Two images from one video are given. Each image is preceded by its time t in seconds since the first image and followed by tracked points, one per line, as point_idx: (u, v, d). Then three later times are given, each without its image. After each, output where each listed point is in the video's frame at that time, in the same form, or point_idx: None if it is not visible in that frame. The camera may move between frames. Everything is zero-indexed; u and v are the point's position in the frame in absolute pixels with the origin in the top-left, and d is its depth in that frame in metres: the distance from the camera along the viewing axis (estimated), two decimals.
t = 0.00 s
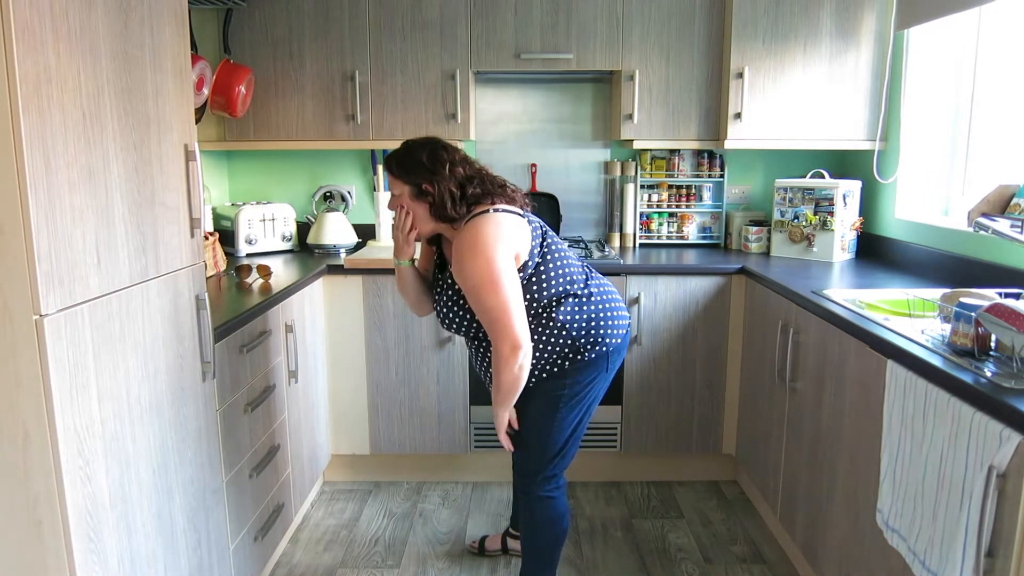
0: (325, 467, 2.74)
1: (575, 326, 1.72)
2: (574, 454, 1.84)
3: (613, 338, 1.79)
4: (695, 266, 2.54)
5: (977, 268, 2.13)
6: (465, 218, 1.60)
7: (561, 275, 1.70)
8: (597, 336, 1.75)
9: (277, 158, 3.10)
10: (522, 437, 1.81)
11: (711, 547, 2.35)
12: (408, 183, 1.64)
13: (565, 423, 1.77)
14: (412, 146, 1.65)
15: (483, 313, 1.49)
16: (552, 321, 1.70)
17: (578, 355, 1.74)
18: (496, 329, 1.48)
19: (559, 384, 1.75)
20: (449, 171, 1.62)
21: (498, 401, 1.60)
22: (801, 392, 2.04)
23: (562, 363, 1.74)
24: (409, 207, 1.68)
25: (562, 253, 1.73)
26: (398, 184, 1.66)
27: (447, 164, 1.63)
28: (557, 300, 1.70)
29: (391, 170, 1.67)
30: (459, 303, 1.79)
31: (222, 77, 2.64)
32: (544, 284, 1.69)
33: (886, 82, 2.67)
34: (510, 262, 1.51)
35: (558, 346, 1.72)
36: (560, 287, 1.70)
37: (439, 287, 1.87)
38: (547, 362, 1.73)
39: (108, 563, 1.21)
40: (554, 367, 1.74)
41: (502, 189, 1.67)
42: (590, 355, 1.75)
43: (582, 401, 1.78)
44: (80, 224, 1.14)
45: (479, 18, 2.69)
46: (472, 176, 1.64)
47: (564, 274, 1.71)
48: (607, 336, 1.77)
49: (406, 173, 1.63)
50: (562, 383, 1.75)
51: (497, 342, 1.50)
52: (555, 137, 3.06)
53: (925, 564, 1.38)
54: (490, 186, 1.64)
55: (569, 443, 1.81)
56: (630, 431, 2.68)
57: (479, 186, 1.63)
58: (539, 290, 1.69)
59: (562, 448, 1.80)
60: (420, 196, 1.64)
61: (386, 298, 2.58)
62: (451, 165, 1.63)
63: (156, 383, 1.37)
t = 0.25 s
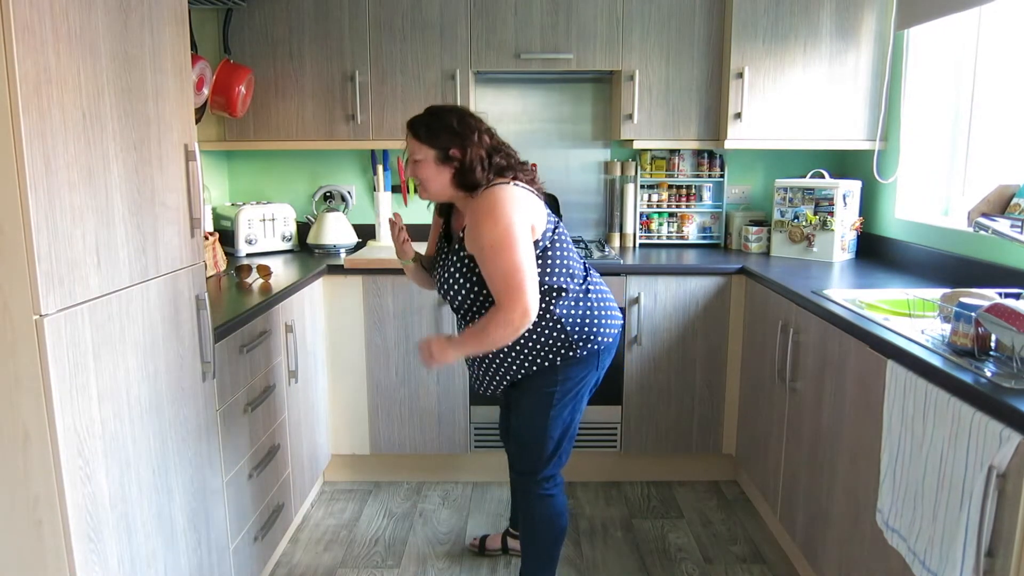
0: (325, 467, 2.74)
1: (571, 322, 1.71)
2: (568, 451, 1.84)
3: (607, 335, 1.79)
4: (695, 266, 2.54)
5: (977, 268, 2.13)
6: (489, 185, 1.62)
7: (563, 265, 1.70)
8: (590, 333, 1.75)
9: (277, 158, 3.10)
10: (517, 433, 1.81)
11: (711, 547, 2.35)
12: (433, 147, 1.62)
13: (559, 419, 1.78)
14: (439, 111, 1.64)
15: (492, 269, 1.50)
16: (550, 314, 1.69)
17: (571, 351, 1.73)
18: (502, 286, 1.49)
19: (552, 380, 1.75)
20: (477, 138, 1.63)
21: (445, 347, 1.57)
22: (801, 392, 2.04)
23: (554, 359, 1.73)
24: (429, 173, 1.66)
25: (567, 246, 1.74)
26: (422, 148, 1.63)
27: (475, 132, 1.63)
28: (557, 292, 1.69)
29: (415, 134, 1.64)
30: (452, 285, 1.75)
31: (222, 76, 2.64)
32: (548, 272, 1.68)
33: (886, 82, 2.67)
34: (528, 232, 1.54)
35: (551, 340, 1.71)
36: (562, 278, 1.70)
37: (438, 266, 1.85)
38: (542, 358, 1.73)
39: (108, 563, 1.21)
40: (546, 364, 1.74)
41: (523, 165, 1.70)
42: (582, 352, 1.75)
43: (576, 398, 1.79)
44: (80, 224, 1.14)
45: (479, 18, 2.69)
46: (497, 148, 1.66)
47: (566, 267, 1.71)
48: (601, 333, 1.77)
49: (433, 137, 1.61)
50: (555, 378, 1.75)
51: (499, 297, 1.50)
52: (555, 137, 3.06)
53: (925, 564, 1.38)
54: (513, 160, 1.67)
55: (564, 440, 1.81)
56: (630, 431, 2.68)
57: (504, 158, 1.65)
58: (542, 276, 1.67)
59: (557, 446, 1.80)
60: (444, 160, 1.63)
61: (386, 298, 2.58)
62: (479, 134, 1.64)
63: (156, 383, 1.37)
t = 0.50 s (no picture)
0: (325, 467, 2.74)
1: (569, 314, 1.76)
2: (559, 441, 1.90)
3: (597, 328, 1.85)
4: (695, 266, 2.54)
5: (977, 268, 2.13)
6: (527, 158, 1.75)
7: (566, 255, 1.74)
8: (585, 326, 1.80)
9: (277, 158, 3.10)
10: (512, 426, 1.84)
11: (711, 547, 2.35)
12: (467, 129, 1.68)
13: (554, 411, 1.82)
14: (464, 95, 1.69)
15: (504, 214, 1.58)
16: (549, 305, 1.73)
17: (566, 344, 1.77)
18: (510, 233, 1.56)
19: (547, 373, 1.78)
20: (506, 119, 1.73)
21: (454, 222, 1.61)
22: (801, 392, 2.04)
23: (549, 352, 1.76)
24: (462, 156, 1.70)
25: (571, 237, 1.79)
26: (455, 132, 1.67)
27: (498, 115, 1.72)
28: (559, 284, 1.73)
29: (447, 118, 1.66)
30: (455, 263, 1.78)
31: (222, 77, 2.64)
32: (554, 260, 1.72)
33: (886, 82, 2.67)
34: (548, 213, 1.62)
35: (546, 333, 1.75)
36: (564, 268, 1.74)
37: (437, 244, 1.89)
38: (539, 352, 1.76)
39: (108, 563, 1.21)
40: (543, 357, 1.77)
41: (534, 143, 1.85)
42: (576, 345, 1.79)
43: (569, 390, 1.84)
44: (79, 224, 1.14)
45: (479, 18, 2.69)
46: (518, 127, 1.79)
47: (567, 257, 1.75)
48: (593, 326, 1.83)
49: (467, 120, 1.67)
50: (549, 371, 1.78)
51: (503, 240, 1.57)
52: (555, 137, 3.06)
53: (925, 564, 1.38)
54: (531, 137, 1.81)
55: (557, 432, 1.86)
56: (630, 431, 2.68)
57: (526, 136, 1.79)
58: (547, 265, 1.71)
59: (552, 437, 1.84)
60: (478, 141, 1.70)
61: (386, 298, 2.58)
62: (501, 117, 1.73)
63: (156, 382, 1.37)
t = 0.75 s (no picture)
0: (325, 467, 2.74)
1: (573, 308, 1.79)
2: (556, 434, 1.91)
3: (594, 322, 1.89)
4: (695, 266, 2.54)
5: (977, 268, 2.13)
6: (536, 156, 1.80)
7: (572, 251, 1.79)
8: (586, 319, 1.83)
9: (277, 157, 3.10)
10: (511, 419, 1.84)
11: (711, 547, 2.35)
12: (478, 129, 1.73)
13: (555, 404, 1.83)
14: (474, 97, 1.74)
15: (522, 200, 1.65)
16: (555, 298, 1.76)
17: (569, 337, 1.79)
18: (527, 217, 1.63)
19: (550, 366, 1.79)
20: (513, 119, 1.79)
21: (481, 199, 1.67)
22: (801, 392, 2.04)
23: (552, 347, 1.78)
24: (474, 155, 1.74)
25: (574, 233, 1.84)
26: (467, 132, 1.72)
27: (507, 117, 1.78)
28: (567, 277, 1.77)
29: (459, 117, 1.72)
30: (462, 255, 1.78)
31: (222, 77, 2.64)
32: (563, 255, 1.77)
33: (886, 82, 2.67)
34: (560, 205, 1.70)
35: (551, 325, 1.76)
36: (571, 261, 1.79)
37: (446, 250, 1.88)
38: (544, 345, 1.77)
39: (108, 563, 1.21)
40: (546, 350, 1.78)
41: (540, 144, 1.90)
42: (578, 338, 1.82)
43: (568, 383, 1.86)
44: (79, 224, 1.14)
45: (479, 18, 2.69)
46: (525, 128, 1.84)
47: (573, 253, 1.80)
48: (592, 320, 1.87)
49: (479, 120, 1.72)
50: (551, 364, 1.79)
51: (520, 224, 1.63)
52: (555, 137, 3.06)
53: (925, 564, 1.38)
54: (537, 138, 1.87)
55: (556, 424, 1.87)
56: (630, 431, 2.68)
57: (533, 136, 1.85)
58: (559, 259, 1.76)
59: (552, 429, 1.85)
60: (489, 140, 1.75)
61: (386, 298, 2.58)
62: (510, 119, 1.78)
63: (157, 382, 1.37)
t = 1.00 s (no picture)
0: (325, 467, 2.74)
1: (573, 304, 1.80)
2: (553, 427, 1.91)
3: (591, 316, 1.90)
4: (695, 266, 2.54)
5: (977, 268, 2.13)
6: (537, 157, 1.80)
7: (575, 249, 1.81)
8: (585, 314, 1.84)
9: (277, 157, 3.10)
10: (510, 413, 1.83)
11: (711, 547, 2.35)
12: (479, 129, 1.73)
13: (554, 398, 1.83)
14: (476, 96, 1.75)
15: (531, 199, 1.66)
16: (556, 293, 1.77)
17: (569, 332, 1.80)
18: (537, 215, 1.64)
19: (549, 361, 1.79)
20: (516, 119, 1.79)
21: (488, 198, 1.68)
22: (801, 392, 2.04)
23: (552, 341, 1.78)
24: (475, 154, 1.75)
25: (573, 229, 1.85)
26: (468, 131, 1.73)
27: (510, 116, 1.77)
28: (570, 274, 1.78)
29: (462, 116, 1.72)
30: (465, 249, 1.78)
31: (222, 76, 2.64)
32: (567, 253, 1.78)
33: (886, 81, 2.67)
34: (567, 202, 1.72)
35: (551, 320, 1.77)
36: (571, 256, 1.80)
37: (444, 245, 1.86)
38: (544, 340, 1.77)
39: (109, 563, 1.21)
40: (546, 345, 1.78)
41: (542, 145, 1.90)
42: (577, 333, 1.82)
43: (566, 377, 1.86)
44: (79, 225, 1.14)
45: (479, 18, 2.69)
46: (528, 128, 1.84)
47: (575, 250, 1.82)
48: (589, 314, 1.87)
49: (481, 119, 1.72)
50: (551, 359, 1.79)
51: (530, 222, 1.65)
52: (555, 138, 3.06)
53: (925, 565, 1.38)
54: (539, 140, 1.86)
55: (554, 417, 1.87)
56: (630, 431, 2.68)
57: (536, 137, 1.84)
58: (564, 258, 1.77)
59: (550, 423, 1.86)
60: (490, 140, 1.75)
61: (386, 298, 2.58)
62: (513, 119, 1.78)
63: (157, 382, 1.37)
